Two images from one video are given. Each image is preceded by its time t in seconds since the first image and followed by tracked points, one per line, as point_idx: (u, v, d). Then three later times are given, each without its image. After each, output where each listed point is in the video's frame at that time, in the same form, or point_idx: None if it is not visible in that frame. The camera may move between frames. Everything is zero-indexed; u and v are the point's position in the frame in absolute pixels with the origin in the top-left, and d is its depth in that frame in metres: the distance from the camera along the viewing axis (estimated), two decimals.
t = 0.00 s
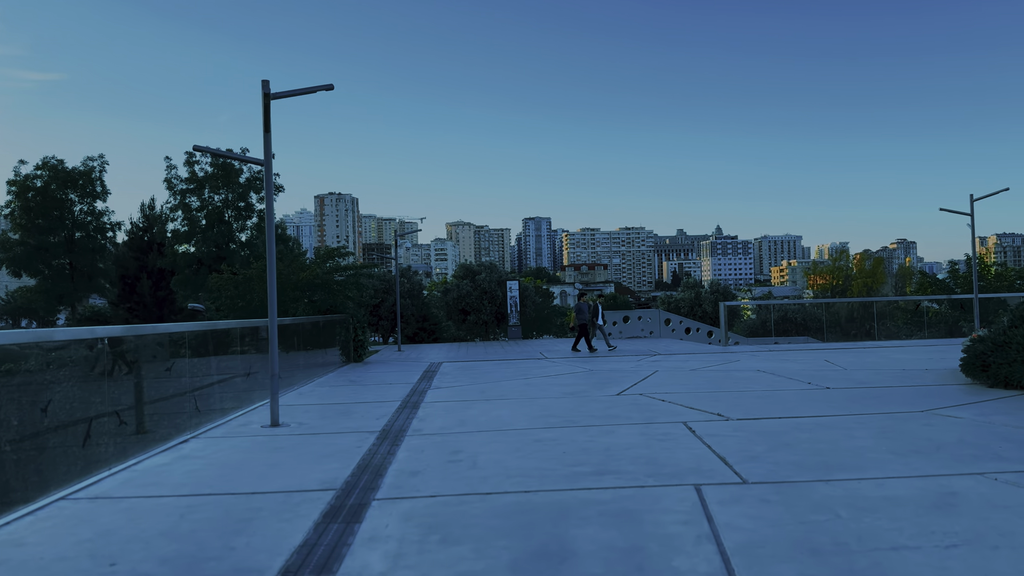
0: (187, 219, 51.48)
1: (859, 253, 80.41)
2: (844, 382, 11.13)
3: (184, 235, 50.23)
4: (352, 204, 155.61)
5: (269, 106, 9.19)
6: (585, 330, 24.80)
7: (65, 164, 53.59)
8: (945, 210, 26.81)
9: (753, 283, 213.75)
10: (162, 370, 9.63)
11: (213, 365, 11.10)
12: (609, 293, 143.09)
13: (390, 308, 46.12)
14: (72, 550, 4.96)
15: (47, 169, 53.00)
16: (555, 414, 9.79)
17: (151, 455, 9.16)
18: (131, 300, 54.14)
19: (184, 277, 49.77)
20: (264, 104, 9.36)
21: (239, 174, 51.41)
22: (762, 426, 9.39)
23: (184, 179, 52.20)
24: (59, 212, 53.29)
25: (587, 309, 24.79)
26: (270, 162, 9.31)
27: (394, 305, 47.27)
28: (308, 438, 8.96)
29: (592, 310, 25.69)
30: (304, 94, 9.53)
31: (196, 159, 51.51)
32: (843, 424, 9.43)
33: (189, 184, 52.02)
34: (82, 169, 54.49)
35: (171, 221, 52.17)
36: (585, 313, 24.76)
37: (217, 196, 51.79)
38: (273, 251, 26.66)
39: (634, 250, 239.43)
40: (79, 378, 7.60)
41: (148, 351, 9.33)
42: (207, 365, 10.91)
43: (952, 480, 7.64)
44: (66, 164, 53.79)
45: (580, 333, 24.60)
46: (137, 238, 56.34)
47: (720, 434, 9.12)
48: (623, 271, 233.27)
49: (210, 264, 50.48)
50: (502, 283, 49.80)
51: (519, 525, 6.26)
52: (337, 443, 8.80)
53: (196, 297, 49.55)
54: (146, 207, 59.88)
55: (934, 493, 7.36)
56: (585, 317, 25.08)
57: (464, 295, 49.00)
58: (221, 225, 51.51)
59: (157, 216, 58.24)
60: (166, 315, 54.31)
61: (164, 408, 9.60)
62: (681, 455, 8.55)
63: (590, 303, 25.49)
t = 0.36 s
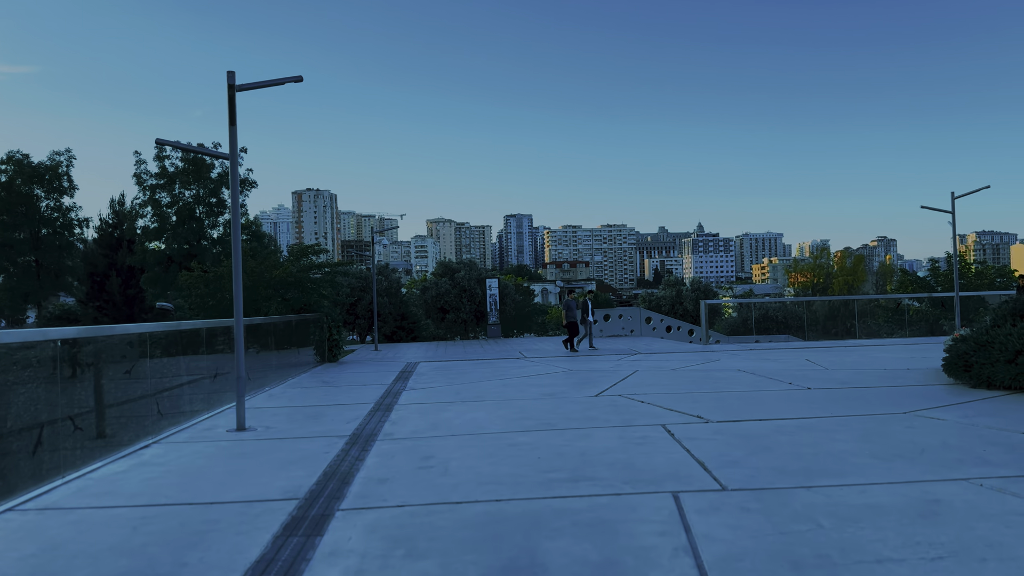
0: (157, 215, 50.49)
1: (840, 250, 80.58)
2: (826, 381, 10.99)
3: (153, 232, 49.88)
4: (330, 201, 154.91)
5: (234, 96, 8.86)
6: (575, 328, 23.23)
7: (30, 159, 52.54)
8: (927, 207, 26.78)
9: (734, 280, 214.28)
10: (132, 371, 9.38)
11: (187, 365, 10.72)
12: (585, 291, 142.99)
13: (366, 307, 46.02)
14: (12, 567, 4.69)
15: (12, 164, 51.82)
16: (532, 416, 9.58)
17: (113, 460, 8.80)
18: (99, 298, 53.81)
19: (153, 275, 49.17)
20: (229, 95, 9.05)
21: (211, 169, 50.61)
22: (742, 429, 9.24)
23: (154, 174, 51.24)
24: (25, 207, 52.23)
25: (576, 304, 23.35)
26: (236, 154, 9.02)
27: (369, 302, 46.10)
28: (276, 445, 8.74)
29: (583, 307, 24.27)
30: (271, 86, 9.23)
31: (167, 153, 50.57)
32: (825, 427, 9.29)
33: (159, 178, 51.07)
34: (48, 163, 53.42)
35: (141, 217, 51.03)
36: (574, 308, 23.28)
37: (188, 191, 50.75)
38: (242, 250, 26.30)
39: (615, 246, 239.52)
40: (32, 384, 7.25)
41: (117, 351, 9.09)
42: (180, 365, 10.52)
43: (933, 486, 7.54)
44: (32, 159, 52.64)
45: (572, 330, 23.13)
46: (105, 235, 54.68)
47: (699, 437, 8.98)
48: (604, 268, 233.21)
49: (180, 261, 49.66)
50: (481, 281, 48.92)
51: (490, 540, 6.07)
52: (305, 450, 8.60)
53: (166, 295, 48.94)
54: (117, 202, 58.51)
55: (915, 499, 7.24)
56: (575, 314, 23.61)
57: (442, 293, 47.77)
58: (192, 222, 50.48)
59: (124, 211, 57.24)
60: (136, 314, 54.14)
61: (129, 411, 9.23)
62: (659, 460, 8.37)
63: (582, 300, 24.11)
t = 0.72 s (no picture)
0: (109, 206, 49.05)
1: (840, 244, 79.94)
2: (828, 385, 10.27)
3: (105, 224, 48.40)
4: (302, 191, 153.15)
5: (183, 75, 8.12)
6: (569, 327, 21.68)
7: None
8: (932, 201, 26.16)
9: (730, 275, 213.79)
10: (83, 375, 8.68)
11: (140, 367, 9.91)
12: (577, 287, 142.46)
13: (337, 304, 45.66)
14: None
15: None
16: (511, 423, 8.84)
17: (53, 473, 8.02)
18: (49, 296, 53.19)
19: (104, 268, 47.78)
20: (179, 73, 8.37)
21: (166, 156, 48.96)
22: (738, 437, 8.52)
23: (106, 161, 49.76)
24: None
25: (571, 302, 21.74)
26: (186, 137, 8.29)
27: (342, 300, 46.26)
28: (229, 456, 8.00)
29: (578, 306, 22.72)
30: (227, 64, 8.51)
31: (120, 140, 49.12)
32: (828, 434, 8.58)
33: (112, 166, 49.59)
34: None
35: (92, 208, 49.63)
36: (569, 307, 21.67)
37: (142, 179, 49.35)
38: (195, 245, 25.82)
39: (609, 241, 238.93)
40: None
41: (65, 354, 8.37)
42: (134, 368, 9.74)
43: (950, 501, 6.85)
44: None
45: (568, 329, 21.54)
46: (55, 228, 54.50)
47: (691, 446, 8.27)
48: (597, 262, 232.62)
49: (134, 255, 48.46)
50: (460, 278, 48.36)
51: (458, 569, 5.35)
52: (261, 462, 7.88)
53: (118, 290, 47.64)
54: (65, 194, 57.89)
55: (930, 517, 6.54)
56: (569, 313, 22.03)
57: (419, 290, 47.21)
58: (147, 212, 49.08)
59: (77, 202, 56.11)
60: (88, 312, 53.56)
61: (72, 419, 8.45)
62: (648, 473, 7.65)
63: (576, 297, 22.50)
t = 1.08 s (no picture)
0: (73, 198, 46.23)
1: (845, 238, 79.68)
2: (831, 387, 9.77)
3: (69, 216, 45.44)
4: (279, 182, 151.82)
5: (143, 56, 7.63)
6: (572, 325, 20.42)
7: None
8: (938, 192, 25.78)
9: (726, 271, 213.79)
10: (44, 378, 8.05)
11: (102, 370, 9.25)
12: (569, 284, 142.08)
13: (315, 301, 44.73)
14: None
15: None
16: (497, 428, 8.31)
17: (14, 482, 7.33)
18: (11, 292, 51.84)
19: (69, 264, 44.95)
20: (140, 54, 7.86)
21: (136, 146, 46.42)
22: (738, 443, 8.01)
23: (69, 151, 46.85)
24: None
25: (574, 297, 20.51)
26: (148, 122, 7.79)
27: (320, 298, 45.74)
28: (194, 465, 7.45)
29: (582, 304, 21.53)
30: (193, 45, 8.06)
31: (85, 128, 46.26)
32: (834, 440, 8.08)
33: (76, 156, 46.64)
34: None
35: (54, 199, 46.64)
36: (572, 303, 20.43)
37: (109, 169, 46.79)
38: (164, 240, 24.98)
39: (602, 237, 238.64)
40: None
41: (25, 354, 7.75)
42: (95, 371, 9.08)
43: (967, 512, 6.37)
44: None
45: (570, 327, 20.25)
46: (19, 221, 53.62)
47: (689, 453, 7.76)
48: (591, 258, 232.18)
49: (99, 250, 45.99)
50: (446, 274, 46.64)
51: None
52: (228, 471, 7.32)
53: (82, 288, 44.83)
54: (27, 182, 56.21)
55: (948, 530, 6.05)
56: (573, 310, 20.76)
57: (403, 287, 45.46)
58: (114, 204, 46.73)
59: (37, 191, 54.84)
60: (52, 310, 52.38)
61: (32, 425, 7.77)
62: (642, 483, 7.13)
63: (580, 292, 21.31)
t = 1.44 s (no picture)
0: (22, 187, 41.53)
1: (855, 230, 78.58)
2: (844, 393, 9.07)
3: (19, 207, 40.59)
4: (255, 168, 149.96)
5: (87, 27, 6.82)
6: (576, 323, 19.15)
7: None
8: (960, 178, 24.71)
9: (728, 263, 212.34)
10: None
11: (56, 374, 8.54)
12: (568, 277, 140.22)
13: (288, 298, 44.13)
14: None
15: None
16: (482, 439, 7.59)
17: None
18: None
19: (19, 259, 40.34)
20: (85, 28, 7.08)
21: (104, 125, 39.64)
22: (746, 456, 7.30)
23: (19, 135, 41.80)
24: None
25: (578, 294, 19.27)
26: (95, 102, 6.97)
27: (293, 295, 44.82)
28: (145, 481, 6.70)
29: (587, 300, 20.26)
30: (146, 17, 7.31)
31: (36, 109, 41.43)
32: (850, 452, 7.37)
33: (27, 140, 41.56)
34: None
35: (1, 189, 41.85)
36: (575, 300, 19.18)
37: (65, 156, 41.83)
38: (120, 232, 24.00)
39: (602, 229, 236.81)
40: None
41: None
42: (48, 375, 8.37)
43: (1008, 535, 5.66)
44: None
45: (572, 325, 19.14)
46: None
47: (692, 467, 7.05)
48: (591, 249, 230.27)
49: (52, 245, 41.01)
50: (430, 268, 43.39)
51: None
52: (181, 489, 6.58)
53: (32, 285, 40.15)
54: None
55: (989, 557, 5.33)
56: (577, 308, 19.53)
57: (383, 283, 42.51)
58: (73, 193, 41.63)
59: None
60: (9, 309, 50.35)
61: None
62: (641, 501, 6.40)
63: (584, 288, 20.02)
